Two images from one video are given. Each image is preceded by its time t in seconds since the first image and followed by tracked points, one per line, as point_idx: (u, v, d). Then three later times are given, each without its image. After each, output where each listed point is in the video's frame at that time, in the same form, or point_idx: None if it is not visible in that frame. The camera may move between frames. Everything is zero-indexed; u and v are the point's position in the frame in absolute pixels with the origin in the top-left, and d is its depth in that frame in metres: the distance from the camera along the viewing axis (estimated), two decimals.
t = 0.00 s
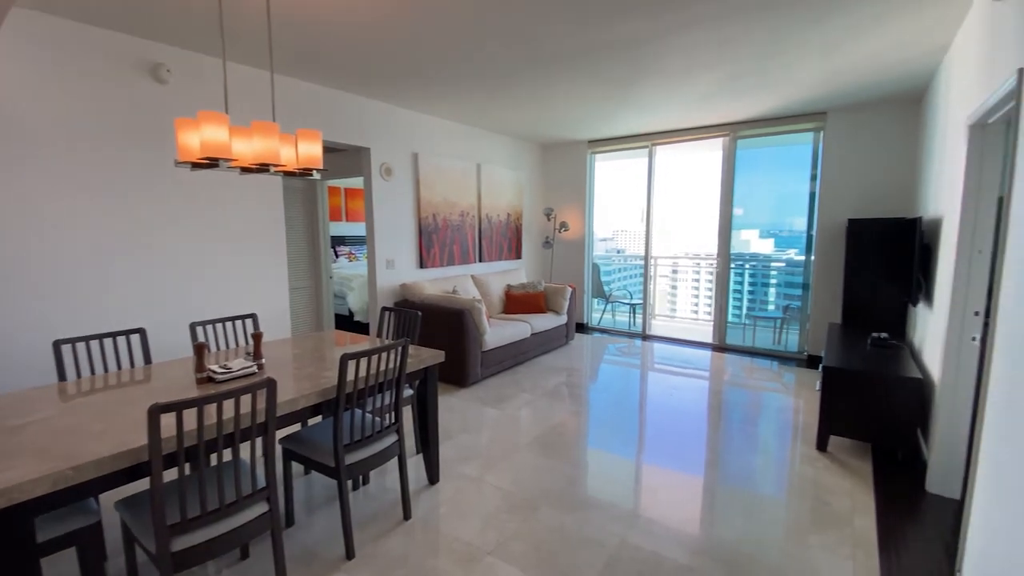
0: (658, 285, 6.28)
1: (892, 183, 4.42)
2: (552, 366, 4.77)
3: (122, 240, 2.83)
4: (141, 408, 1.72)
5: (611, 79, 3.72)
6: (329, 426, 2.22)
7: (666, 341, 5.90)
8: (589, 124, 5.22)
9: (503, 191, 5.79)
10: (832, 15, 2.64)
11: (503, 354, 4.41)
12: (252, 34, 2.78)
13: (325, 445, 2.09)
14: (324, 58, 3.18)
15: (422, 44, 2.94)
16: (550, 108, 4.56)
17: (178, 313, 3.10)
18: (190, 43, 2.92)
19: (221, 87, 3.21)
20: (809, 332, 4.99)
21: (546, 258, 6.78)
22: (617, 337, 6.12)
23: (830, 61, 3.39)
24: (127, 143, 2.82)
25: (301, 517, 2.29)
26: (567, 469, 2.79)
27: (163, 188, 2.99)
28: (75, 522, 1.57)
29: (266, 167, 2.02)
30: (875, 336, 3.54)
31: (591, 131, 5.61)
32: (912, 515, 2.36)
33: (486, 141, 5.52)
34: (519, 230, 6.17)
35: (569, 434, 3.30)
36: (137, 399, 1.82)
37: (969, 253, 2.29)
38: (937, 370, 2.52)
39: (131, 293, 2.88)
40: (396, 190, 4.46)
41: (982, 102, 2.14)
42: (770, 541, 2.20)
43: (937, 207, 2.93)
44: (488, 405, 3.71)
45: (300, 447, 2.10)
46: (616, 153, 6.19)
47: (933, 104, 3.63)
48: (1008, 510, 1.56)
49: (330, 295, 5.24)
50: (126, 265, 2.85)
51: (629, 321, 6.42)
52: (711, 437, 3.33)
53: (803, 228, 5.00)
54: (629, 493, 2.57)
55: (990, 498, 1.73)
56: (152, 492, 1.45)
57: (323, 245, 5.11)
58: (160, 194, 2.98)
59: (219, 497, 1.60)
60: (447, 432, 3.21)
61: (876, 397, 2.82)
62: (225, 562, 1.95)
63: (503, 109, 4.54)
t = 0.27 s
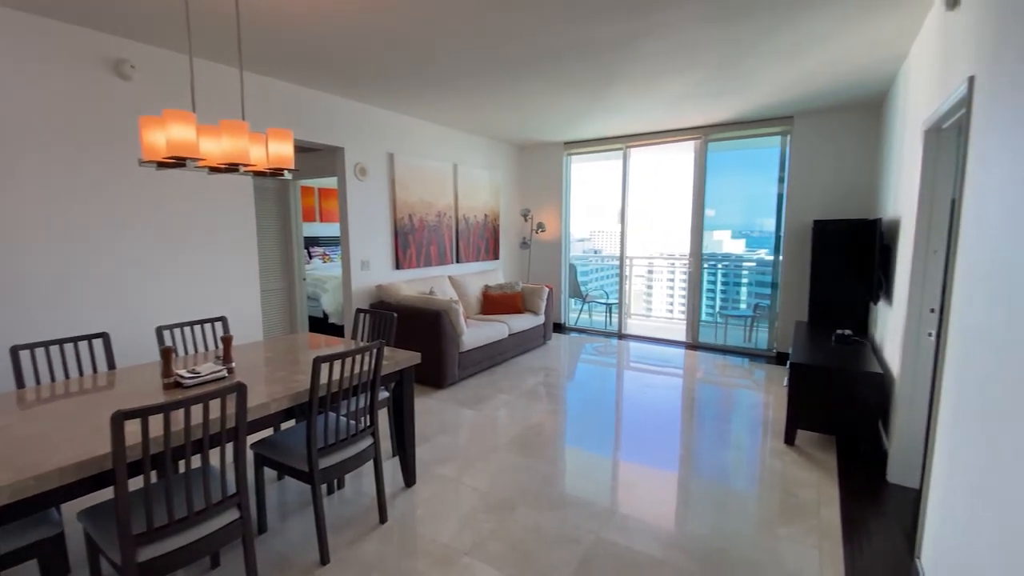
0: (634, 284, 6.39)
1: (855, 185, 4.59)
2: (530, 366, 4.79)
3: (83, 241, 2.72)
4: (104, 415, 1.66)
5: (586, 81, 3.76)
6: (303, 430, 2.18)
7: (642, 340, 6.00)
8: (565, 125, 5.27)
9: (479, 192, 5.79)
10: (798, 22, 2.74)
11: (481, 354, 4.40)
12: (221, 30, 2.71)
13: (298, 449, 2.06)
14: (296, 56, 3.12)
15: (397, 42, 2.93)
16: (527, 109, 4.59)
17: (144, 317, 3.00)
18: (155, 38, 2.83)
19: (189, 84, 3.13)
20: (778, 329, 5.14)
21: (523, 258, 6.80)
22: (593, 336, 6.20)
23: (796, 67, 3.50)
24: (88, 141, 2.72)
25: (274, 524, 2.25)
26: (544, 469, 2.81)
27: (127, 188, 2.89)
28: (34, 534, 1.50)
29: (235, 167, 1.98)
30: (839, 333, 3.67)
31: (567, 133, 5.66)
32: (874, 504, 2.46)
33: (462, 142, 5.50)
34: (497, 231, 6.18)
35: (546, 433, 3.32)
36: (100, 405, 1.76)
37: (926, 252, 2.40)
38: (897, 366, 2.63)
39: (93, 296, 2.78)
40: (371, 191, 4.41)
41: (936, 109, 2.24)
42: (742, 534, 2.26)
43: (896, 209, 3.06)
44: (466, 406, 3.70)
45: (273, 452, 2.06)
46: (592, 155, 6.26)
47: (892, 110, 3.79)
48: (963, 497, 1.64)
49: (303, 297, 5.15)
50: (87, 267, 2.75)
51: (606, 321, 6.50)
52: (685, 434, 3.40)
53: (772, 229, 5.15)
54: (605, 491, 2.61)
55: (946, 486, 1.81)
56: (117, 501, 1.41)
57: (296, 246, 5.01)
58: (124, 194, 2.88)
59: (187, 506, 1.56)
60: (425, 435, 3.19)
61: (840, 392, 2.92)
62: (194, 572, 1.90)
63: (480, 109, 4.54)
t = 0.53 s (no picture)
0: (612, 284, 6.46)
1: (823, 186, 4.73)
2: (509, 366, 4.79)
3: (45, 242, 2.62)
4: (68, 422, 1.60)
5: (564, 82, 3.79)
6: (278, 434, 2.15)
7: (620, 338, 6.08)
8: (543, 126, 5.30)
9: (458, 191, 5.77)
10: (767, 27, 2.82)
11: (460, 355, 4.39)
12: (190, 25, 2.64)
13: (273, 454, 2.03)
14: (270, 53, 3.06)
15: (373, 41, 2.90)
16: (505, 110, 4.60)
17: (110, 320, 2.90)
18: (121, 32, 2.74)
19: (156, 80, 3.03)
20: (751, 327, 5.27)
21: (502, 258, 6.80)
22: (572, 335, 6.25)
23: (767, 71, 3.60)
24: (50, 137, 2.62)
25: (248, 530, 2.20)
26: (523, 468, 2.82)
27: (91, 186, 2.79)
28: None
29: (205, 165, 1.93)
30: (808, 330, 3.79)
31: (544, 133, 5.69)
32: (842, 495, 2.55)
33: (440, 142, 5.48)
34: (476, 231, 6.17)
35: (526, 433, 3.33)
36: (63, 412, 1.70)
37: (888, 251, 2.50)
38: (862, 361, 2.73)
39: (55, 298, 2.67)
40: (347, 190, 4.36)
41: (897, 113, 2.33)
42: (717, 528, 2.31)
43: (861, 210, 3.18)
44: (445, 406, 3.69)
45: (246, 457, 2.02)
46: (570, 156, 6.31)
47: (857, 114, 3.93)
48: (924, 486, 1.72)
49: (278, 299, 5.05)
50: (49, 269, 2.64)
51: (584, 320, 6.57)
52: (662, 431, 3.46)
53: (745, 229, 5.27)
54: (585, 488, 2.63)
55: (908, 475, 1.89)
56: (83, 510, 1.36)
57: (270, 247, 4.92)
58: (88, 193, 2.78)
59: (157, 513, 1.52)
60: (403, 436, 3.17)
61: (809, 387, 3.01)
62: None
63: (458, 109, 4.53)
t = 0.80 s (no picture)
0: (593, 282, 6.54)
1: (797, 187, 4.85)
2: (492, 365, 4.79)
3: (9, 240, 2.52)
4: (33, 427, 1.55)
5: (544, 81, 3.81)
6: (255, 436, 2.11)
7: (601, 336, 6.14)
8: (524, 125, 5.31)
9: (439, 191, 5.74)
10: (742, 30, 2.87)
11: (442, 354, 4.37)
12: (162, 19, 2.58)
13: (250, 456, 1.99)
14: (245, 48, 3.01)
15: (352, 37, 2.87)
16: (486, 109, 4.60)
17: (79, 322, 2.82)
18: (88, 25, 2.66)
19: (127, 74, 2.96)
20: (728, 324, 5.38)
21: (484, 258, 6.80)
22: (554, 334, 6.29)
23: (742, 73, 3.67)
24: (13, 132, 2.52)
25: (225, 535, 2.16)
26: (505, 466, 2.83)
27: (58, 183, 2.70)
28: None
29: (178, 162, 1.89)
30: (783, 327, 3.88)
31: (525, 133, 5.70)
32: (815, 488, 2.62)
33: (421, 140, 5.44)
34: (457, 230, 6.15)
35: (508, 431, 3.34)
36: (28, 417, 1.64)
37: (858, 250, 2.57)
38: (834, 356, 2.80)
39: (20, 299, 2.58)
40: (326, 189, 4.30)
41: (867, 115, 2.40)
42: (695, 521, 2.36)
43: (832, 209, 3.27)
44: (427, 406, 3.67)
45: (222, 461, 1.98)
46: (551, 155, 6.34)
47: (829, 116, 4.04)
48: (893, 477, 1.78)
49: (255, 299, 4.97)
50: (13, 268, 2.55)
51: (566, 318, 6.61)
52: (643, 427, 3.50)
53: (722, 229, 5.37)
54: (566, 485, 2.65)
55: (877, 465, 1.96)
56: (51, 517, 1.32)
57: (246, 246, 4.85)
58: (55, 190, 2.69)
59: (129, 519, 1.48)
60: (385, 437, 3.14)
61: (784, 383, 3.09)
62: None
63: (439, 107, 4.51)
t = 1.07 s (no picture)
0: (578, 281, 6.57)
1: (776, 186, 4.94)
2: (477, 364, 4.78)
3: None
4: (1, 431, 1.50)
5: (528, 79, 3.81)
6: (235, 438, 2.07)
7: (586, 334, 6.18)
8: (508, 124, 5.31)
9: (423, 188, 5.70)
10: (723, 30, 2.92)
11: (427, 353, 4.35)
12: (136, 11, 2.52)
13: (230, 458, 1.96)
14: (223, 42, 2.95)
15: (332, 32, 2.84)
16: (469, 106, 4.58)
17: (50, 323, 2.73)
18: (58, 16, 2.58)
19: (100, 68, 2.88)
20: (710, 321, 5.45)
21: (469, 256, 6.79)
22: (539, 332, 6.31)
23: (723, 73, 3.72)
24: None
25: (204, 539, 2.12)
26: (490, 464, 2.82)
27: (27, 179, 2.61)
28: None
29: (153, 158, 1.84)
30: (763, 323, 3.95)
31: (510, 131, 5.70)
32: (794, 480, 2.67)
33: (405, 138, 5.40)
34: (442, 228, 6.13)
35: (493, 429, 3.33)
36: None
37: (835, 247, 2.63)
38: (812, 351, 2.86)
39: None
40: (307, 186, 4.24)
41: (843, 115, 2.46)
42: (678, 514, 2.39)
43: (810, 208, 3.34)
44: (412, 406, 3.65)
45: (201, 463, 1.94)
46: (535, 153, 6.35)
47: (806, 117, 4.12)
48: (868, 468, 1.83)
49: (235, 299, 4.88)
50: None
51: (551, 316, 6.63)
52: (627, 424, 3.53)
53: (704, 227, 5.45)
54: (552, 482, 2.67)
55: (854, 452, 2.00)
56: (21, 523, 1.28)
57: (226, 245, 4.76)
58: (24, 186, 2.60)
59: (104, 523, 1.44)
60: (369, 437, 3.12)
61: (764, 378, 3.14)
62: None
63: (422, 104, 4.48)
